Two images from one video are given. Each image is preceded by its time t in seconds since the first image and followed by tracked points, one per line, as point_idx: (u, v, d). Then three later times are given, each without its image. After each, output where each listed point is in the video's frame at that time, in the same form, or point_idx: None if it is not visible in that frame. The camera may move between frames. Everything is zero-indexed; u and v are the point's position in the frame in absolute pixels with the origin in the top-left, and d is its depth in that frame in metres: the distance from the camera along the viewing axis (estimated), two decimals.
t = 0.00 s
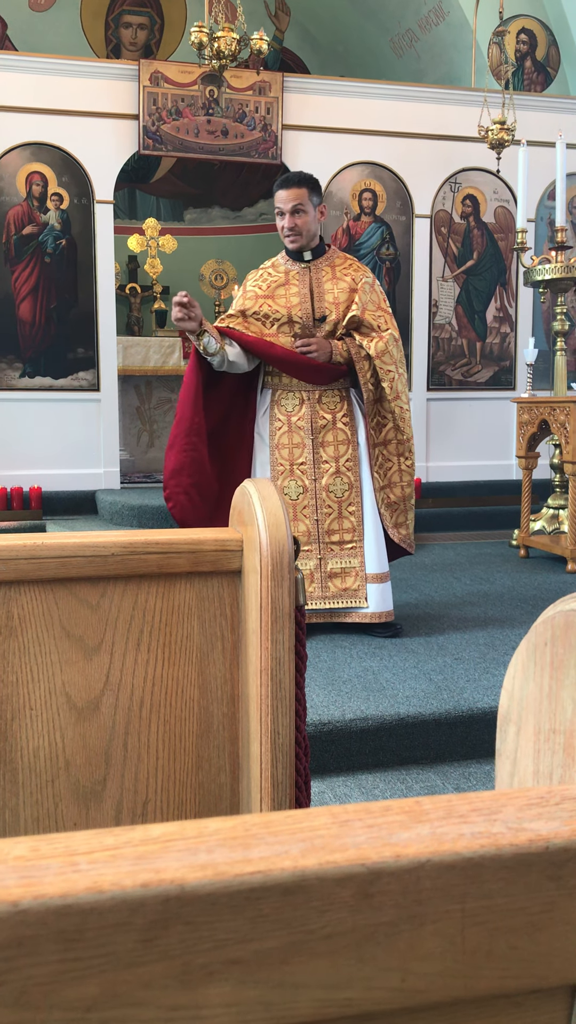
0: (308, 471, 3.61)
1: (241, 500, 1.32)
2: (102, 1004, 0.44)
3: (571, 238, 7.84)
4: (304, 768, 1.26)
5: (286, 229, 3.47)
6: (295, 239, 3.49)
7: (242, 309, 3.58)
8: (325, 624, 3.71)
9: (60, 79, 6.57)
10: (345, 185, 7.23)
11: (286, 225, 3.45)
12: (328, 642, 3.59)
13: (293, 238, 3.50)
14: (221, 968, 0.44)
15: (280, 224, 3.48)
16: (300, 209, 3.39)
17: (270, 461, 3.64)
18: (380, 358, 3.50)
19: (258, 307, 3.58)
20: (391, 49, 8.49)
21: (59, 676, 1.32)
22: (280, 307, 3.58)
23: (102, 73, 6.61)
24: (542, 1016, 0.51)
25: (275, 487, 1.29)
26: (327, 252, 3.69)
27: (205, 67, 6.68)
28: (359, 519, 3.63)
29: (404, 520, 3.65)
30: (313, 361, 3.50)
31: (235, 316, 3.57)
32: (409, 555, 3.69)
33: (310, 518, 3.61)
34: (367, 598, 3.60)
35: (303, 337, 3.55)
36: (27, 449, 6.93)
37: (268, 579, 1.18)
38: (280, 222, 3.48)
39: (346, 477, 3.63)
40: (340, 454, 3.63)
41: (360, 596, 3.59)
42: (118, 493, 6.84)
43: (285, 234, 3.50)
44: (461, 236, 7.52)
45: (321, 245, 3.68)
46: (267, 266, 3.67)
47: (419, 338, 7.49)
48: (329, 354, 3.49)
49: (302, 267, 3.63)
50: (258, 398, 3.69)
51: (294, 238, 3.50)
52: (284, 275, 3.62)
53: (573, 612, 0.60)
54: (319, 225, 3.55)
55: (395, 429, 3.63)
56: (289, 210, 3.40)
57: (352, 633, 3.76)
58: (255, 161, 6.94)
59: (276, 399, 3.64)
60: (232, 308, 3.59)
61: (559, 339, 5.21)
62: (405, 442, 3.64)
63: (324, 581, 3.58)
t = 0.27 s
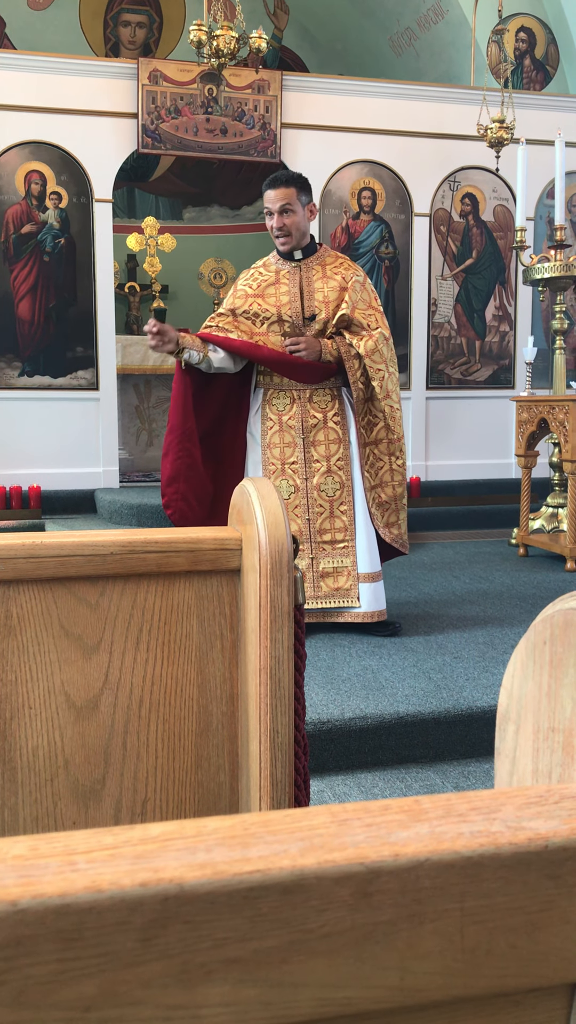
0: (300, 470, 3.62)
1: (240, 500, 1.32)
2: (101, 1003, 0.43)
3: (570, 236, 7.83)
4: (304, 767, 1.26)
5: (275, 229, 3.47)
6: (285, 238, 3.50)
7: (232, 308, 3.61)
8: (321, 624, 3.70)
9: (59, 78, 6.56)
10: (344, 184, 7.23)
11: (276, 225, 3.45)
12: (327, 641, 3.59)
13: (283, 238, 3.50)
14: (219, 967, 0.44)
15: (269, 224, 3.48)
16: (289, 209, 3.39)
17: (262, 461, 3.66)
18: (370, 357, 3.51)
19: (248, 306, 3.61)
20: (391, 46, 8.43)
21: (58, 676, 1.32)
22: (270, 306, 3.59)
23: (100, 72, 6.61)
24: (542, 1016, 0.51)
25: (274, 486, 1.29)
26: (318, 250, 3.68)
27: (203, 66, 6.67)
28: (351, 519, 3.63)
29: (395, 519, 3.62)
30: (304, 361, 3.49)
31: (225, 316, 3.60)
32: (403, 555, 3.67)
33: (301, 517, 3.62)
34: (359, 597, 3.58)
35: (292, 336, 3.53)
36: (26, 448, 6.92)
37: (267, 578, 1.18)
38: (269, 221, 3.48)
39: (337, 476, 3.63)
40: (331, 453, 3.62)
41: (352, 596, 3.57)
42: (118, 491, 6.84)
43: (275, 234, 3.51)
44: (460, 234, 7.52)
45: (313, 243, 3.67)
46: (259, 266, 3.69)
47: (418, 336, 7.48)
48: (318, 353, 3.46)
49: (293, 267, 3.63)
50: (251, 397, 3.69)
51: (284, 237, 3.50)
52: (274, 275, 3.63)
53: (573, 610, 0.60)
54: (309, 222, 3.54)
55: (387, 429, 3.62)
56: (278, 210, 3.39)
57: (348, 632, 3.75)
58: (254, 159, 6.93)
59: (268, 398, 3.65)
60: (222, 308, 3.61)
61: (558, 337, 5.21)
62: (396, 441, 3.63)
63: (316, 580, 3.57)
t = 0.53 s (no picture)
0: (297, 470, 3.62)
1: (238, 499, 1.32)
2: (100, 1003, 0.43)
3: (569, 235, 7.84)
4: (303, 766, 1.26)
5: (268, 228, 3.46)
6: (278, 239, 3.48)
7: (226, 309, 3.59)
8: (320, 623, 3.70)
9: (57, 77, 6.56)
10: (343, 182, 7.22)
11: (269, 225, 3.44)
12: (326, 641, 3.59)
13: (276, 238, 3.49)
14: (219, 966, 0.44)
15: (262, 224, 3.47)
16: (281, 209, 3.39)
17: (259, 461, 3.66)
18: (365, 355, 3.50)
19: (242, 307, 3.59)
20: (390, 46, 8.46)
21: (57, 675, 1.32)
22: (265, 307, 3.58)
23: (99, 72, 6.61)
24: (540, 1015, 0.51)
25: (273, 486, 1.29)
26: (311, 250, 3.68)
27: (202, 65, 6.67)
28: (348, 518, 3.63)
29: (392, 517, 3.64)
30: (302, 361, 3.50)
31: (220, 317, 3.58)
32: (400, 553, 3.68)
33: (300, 517, 3.60)
34: (359, 596, 3.59)
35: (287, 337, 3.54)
36: (25, 448, 6.91)
37: (266, 577, 1.18)
38: (262, 222, 3.47)
39: (335, 475, 3.63)
40: (329, 452, 3.62)
41: (351, 595, 3.58)
42: (117, 491, 6.84)
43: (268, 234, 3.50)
44: (459, 233, 7.52)
45: (305, 243, 3.67)
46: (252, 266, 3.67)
47: (417, 335, 7.48)
48: (314, 353, 3.47)
49: (287, 267, 3.62)
50: (248, 397, 3.69)
51: (277, 238, 3.49)
52: (268, 275, 3.62)
53: (571, 609, 0.59)
54: (302, 224, 3.54)
55: (383, 427, 3.62)
56: (271, 209, 3.39)
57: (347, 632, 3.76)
58: (253, 159, 6.93)
59: (264, 398, 3.65)
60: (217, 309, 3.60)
61: (557, 336, 5.21)
62: (392, 438, 3.64)
63: (315, 581, 3.57)
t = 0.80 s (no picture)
0: (297, 470, 3.62)
1: (238, 499, 1.32)
2: (99, 1002, 0.43)
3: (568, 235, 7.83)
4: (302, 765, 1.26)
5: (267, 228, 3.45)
6: (276, 238, 3.48)
7: (225, 309, 3.59)
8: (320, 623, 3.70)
9: (56, 77, 6.56)
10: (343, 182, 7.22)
11: (268, 224, 3.43)
12: (326, 640, 3.60)
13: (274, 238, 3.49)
14: (218, 965, 0.44)
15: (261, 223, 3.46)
16: (281, 209, 3.38)
17: (258, 460, 3.65)
18: (364, 355, 3.50)
19: (241, 307, 3.59)
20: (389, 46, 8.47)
21: (56, 675, 1.32)
22: (263, 307, 3.58)
23: (98, 71, 6.61)
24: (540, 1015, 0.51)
25: (272, 485, 1.29)
26: (309, 250, 3.68)
27: (201, 65, 6.66)
28: (348, 517, 3.63)
29: (393, 514, 3.64)
30: (300, 361, 3.52)
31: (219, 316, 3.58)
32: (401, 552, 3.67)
33: (299, 517, 3.60)
34: (359, 595, 3.59)
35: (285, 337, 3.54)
36: (24, 448, 6.91)
37: (265, 577, 1.18)
38: (261, 221, 3.47)
39: (334, 475, 3.63)
40: (328, 451, 3.62)
41: (352, 594, 3.58)
42: (116, 491, 6.84)
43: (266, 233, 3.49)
44: (458, 232, 7.52)
45: (303, 243, 3.67)
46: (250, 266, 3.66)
47: (416, 334, 7.48)
48: (312, 353, 3.48)
49: (284, 267, 3.62)
50: (246, 396, 3.69)
51: (275, 238, 3.49)
52: (266, 275, 3.62)
53: (570, 609, 0.59)
54: (301, 223, 3.54)
55: (382, 426, 3.62)
56: (270, 209, 3.38)
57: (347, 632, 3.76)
58: (252, 158, 6.93)
59: (263, 398, 3.65)
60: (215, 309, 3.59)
61: (556, 336, 5.21)
62: (392, 437, 3.64)
63: (316, 580, 3.56)
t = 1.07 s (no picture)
0: (299, 469, 3.62)
1: (237, 498, 1.32)
2: (97, 1001, 0.43)
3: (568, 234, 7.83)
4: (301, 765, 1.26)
5: (283, 224, 3.45)
6: (291, 234, 3.49)
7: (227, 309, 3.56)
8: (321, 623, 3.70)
9: (56, 76, 6.56)
10: (342, 181, 7.21)
11: (285, 221, 3.43)
12: (326, 640, 3.59)
13: (289, 234, 3.49)
14: (218, 964, 0.44)
15: (275, 221, 3.45)
16: (298, 205, 3.39)
17: (260, 461, 3.64)
18: (365, 352, 3.50)
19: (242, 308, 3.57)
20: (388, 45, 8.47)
21: (56, 674, 1.32)
22: (265, 306, 3.57)
23: (97, 71, 6.60)
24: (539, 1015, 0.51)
25: (272, 485, 1.29)
26: (309, 250, 3.68)
27: (201, 64, 6.66)
28: (351, 515, 3.64)
29: (390, 514, 3.64)
30: (301, 362, 3.52)
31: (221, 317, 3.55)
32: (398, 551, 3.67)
33: (301, 516, 3.60)
34: (362, 593, 3.59)
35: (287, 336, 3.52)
36: (23, 448, 6.91)
37: (264, 576, 1.18)
38: (274, 219, 3.46)
39: (336, 474, 3.63)
40: (330, 450, 3.62)
41: (355, 592, 3.58)
42: (116, 491, 6.84)
43: (280, 231, 3.49)
44: (457, 232, 7.51)
45: (303, 243, 3.67)
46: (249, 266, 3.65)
47: (415, 334, 7.48)
48: (315, 350, 3.46)
49: (285, 266, 3.62)
50: (246, 396, 3.66)
51: (289, 234, 3.50)
52: (267, 274, 3.62)
53: (570, 608, 0.59)
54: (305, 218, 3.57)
55: (382, 424, 3.63)
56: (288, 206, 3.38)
57: (348, 632, 3.76)
58: (251, 158, 6.92)
59: (264, 397, 3.63)
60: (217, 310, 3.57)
61: (556, 336, 5.21)
62: (392, 436, 3.65)
63: (319, 579, 3.57)
